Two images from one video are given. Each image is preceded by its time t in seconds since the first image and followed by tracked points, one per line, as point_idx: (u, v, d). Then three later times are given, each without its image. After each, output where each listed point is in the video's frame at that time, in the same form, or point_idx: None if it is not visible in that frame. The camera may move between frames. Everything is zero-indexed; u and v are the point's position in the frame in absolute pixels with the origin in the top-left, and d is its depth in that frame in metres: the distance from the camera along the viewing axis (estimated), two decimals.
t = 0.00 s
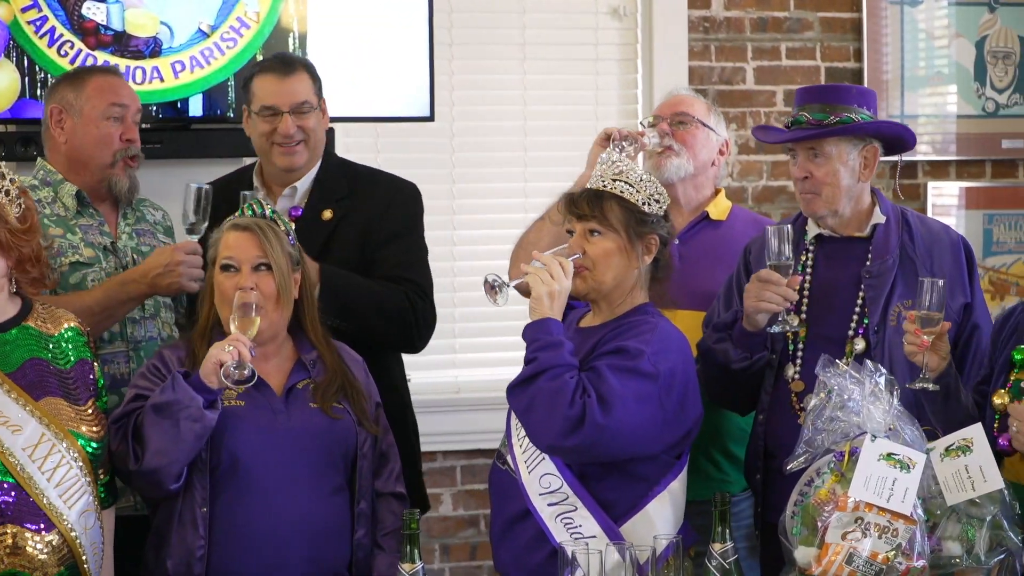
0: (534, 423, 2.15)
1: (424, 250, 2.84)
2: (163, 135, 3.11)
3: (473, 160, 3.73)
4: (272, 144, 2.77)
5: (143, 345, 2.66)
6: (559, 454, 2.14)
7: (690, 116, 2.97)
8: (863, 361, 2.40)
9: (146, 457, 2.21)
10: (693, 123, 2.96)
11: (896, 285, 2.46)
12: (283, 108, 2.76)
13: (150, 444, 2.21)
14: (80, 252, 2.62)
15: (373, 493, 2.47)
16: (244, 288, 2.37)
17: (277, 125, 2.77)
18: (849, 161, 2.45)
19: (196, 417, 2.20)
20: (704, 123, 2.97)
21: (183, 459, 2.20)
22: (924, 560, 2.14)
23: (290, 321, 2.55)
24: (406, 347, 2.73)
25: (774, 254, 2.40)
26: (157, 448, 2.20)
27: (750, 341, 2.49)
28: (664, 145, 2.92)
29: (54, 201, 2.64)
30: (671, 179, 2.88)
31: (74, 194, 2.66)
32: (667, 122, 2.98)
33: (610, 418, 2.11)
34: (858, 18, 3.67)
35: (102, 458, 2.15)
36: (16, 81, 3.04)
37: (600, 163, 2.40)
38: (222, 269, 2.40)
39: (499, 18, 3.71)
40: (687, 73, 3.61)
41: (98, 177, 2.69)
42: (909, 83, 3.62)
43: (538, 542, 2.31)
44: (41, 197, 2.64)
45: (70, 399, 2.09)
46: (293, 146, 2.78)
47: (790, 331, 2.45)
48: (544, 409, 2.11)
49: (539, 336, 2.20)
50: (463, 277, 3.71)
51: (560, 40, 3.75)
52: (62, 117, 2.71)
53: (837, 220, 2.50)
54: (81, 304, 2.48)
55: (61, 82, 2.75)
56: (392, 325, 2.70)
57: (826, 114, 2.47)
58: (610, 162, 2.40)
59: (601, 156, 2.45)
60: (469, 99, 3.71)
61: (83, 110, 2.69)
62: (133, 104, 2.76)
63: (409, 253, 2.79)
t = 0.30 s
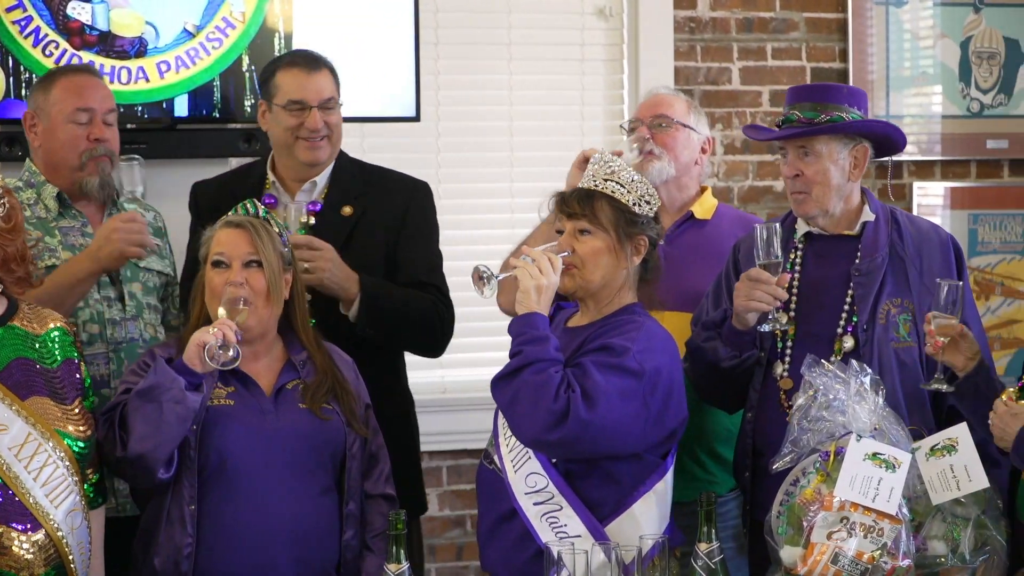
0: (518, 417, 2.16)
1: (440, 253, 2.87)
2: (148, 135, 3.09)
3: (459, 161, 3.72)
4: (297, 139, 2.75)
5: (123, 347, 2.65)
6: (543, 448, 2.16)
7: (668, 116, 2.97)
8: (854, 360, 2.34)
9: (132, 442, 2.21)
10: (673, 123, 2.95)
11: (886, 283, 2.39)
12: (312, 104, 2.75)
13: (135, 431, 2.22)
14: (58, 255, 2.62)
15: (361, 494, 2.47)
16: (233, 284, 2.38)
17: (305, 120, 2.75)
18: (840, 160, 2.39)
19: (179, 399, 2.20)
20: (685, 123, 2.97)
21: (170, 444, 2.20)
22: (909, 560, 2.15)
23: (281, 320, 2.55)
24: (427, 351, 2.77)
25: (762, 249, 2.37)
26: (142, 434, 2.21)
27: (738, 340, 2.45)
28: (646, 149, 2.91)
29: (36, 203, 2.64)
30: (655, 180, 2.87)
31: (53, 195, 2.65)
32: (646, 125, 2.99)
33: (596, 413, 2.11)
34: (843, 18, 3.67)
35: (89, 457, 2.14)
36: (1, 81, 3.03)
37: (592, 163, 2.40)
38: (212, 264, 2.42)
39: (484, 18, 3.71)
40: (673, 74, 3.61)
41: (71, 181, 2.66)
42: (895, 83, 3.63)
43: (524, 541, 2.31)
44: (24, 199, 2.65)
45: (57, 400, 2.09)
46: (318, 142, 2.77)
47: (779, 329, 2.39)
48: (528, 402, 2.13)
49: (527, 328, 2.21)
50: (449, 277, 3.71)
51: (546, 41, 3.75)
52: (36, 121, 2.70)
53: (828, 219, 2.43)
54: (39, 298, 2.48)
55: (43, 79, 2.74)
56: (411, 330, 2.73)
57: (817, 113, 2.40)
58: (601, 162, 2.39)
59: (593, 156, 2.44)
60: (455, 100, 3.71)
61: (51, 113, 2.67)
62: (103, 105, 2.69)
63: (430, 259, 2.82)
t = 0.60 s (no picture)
0: (495, 412, 2.16)
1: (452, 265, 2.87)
2: (126, 136, 3.10)
3: (437, 161, 3.70)
4: (334, 138, 2.67)
5: (97, 346, 2.64)
6: (521, 445, 2.15)
7: (635, 125, 2.93)
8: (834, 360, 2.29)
9: (111, 423, 2.23)
10: (641, 132, 2.92)
11: (865, 284, 2.33)
12: (355, 105, 2.69)
13: (113, 410, 2.24)
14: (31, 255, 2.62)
15: (341, 495, 2.45)
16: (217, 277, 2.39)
17: (345, 120, 2.68)
18: (818, 158, 2.33)
19: (156, 375, 2.23)
20: (654, 130, 2.92)
21: (150, 420, 2.23)
22: (887, 559, 2.15)
23: (264, 321, 2.53)
24: (442, 360, 2.76)
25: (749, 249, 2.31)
26: (120, 412, 2.23)
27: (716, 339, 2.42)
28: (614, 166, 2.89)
29: (12, 204, 2.64)
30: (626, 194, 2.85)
31: (28, 196, 2.65)
32: (615, 137, 2.95)
33: (573, 410, 2.11)
34: (821, 18, 3.67)
35: (67, 456, 2.14)
36: None
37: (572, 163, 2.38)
38: (198, 259, 2.43)
39: (462, 18, 3.70)
40: (651, 73, 3.61)
41: (39, 177, 2.63)
42: (872, 83, 3.63)
43: (501, 540, 2.32)
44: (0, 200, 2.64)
45: (34, 399, 2.08)
46: (353, 144, 2.71)
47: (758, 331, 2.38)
48: (506, 397, 2.13)
49: (504, 325, 2.19)
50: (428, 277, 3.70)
51: (524, 41, 3.75)
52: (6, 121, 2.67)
53: (807, 218, 2.37)
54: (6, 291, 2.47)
55: (13, 80, 2.69)
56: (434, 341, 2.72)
57: (795, 110, 2.35)
58: (583, 161, 2.37)
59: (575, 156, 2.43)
60: (434, 100, 3.69)
61: (17, 110, 2.62)
62: (69, 99, 2.64)
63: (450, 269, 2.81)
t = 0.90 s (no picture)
0: (471, 412, 2.13)
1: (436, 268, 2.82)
2: (98, 135, 3.05)
3: (410, 159, 3.65)
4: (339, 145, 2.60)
5: (74, 343, 2.61)
6: (498, 445, 2.13)
7: (609, 139, 2.77)
8: (805, 359, 2.28)
9: (82, 412, 2.19)
10: (611, 147, 2.77)
11: (837, 283, 2.32)
12: (362, 113, 2.62)
13: (85, 401, 2.20)
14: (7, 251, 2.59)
15: (316, 497, 2.43)
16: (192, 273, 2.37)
17: (354, 127, 2.61)
18: (782, 156, 2.33)
19: (127, 363, 2.20)
20: (626, 143, 2.77)
21: (122, 409, 2.20)
22: (859, 558, 2.13)
23: (241, 321, 2.51)
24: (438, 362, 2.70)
25: (718, 249, 2.31)
26: (93, 402, 2.19)
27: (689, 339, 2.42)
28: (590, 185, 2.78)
29: None
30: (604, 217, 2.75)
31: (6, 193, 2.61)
32: (588, 152, 2.80)
33: (549, 411, 2.10)
34: (793, 18, 3.66)
35: (39, 455, 2.15)
36: None
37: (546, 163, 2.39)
38: (176, 257, 2.41)
39: (435, 17, 3.64)
40: (623, 74, 3.59)
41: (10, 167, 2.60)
42: (845, 82, 3.63)
43: (475, 539, 2.32)
44: None
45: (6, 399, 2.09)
46: (355, 150, 2.64)
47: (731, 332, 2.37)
48: (482, 397, 2.11)
49: (481, 326, 2.17)
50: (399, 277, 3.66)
51: (495, 41, 3.69)
52: None
53: (773, 216, 2.37)
54: None
55: None
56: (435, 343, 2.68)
57: (759, 109, 2.34)
58: (557, 161, 2.38)
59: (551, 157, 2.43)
60: (406, 100, 3.63)
61: None
62: (38, 90, 2.60)
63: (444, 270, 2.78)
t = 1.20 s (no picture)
0: (455, 432, 2.13)
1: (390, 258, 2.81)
2: (68, 135, 3.02)
3: (382, 159, 3.59)
4: (303, 145, 2.55)
5: (51, 336, 2.53)
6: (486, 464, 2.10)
7: (579, 145, 2.76)
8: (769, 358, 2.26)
9: (48, 409, 2.20)
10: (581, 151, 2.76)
11: (804, 282, 2.29)
12: (325, 110, 2.57)
13: (50, 400, 2.21)
14: None
15: (288, 498, 2.41)
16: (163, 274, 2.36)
17: (319, 126, 2.57)
18: (741, 155, 2.32)
19: (93, 362, 2.20)
20: (596, 147, 2.75)
21: (87, 407, 2.19)
22: (831, 558, 2.09)
23: (216, 320, 2.49)
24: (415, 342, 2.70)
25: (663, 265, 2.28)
26: (58, 400, 2.19)
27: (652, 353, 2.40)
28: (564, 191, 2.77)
29: None
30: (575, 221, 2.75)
31: None
32: (560, 159, 2.79)
33: (530, 431, 2.09)
34: (765, 18, 3.60)
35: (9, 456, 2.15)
36: None
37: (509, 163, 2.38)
38: (149, 258, 2.40)
39: (405, 16, 3.58)
40: (595, 74, 3.52)
41: None
42: (816, 82, 3.58)
43: (447, 539, 2.32)
44: None
45: None
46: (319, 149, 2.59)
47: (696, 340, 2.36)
48: (465, 418, 2.09)
49: (459, 344, 2.15)
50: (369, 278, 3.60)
51: (467, 38, 3.63)
52: None
53: (739, 216, 2.36)
54: None
55: None
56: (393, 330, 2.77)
57: (717, 108, 2.35)
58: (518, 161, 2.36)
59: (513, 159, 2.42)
60: (377, 99, 3.58)
61: None
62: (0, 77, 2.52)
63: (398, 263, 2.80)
